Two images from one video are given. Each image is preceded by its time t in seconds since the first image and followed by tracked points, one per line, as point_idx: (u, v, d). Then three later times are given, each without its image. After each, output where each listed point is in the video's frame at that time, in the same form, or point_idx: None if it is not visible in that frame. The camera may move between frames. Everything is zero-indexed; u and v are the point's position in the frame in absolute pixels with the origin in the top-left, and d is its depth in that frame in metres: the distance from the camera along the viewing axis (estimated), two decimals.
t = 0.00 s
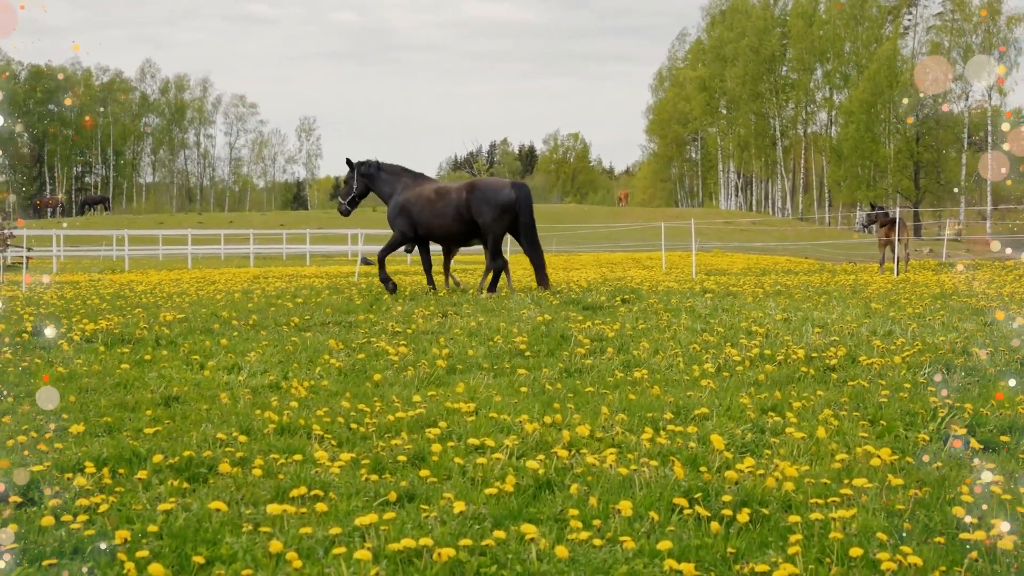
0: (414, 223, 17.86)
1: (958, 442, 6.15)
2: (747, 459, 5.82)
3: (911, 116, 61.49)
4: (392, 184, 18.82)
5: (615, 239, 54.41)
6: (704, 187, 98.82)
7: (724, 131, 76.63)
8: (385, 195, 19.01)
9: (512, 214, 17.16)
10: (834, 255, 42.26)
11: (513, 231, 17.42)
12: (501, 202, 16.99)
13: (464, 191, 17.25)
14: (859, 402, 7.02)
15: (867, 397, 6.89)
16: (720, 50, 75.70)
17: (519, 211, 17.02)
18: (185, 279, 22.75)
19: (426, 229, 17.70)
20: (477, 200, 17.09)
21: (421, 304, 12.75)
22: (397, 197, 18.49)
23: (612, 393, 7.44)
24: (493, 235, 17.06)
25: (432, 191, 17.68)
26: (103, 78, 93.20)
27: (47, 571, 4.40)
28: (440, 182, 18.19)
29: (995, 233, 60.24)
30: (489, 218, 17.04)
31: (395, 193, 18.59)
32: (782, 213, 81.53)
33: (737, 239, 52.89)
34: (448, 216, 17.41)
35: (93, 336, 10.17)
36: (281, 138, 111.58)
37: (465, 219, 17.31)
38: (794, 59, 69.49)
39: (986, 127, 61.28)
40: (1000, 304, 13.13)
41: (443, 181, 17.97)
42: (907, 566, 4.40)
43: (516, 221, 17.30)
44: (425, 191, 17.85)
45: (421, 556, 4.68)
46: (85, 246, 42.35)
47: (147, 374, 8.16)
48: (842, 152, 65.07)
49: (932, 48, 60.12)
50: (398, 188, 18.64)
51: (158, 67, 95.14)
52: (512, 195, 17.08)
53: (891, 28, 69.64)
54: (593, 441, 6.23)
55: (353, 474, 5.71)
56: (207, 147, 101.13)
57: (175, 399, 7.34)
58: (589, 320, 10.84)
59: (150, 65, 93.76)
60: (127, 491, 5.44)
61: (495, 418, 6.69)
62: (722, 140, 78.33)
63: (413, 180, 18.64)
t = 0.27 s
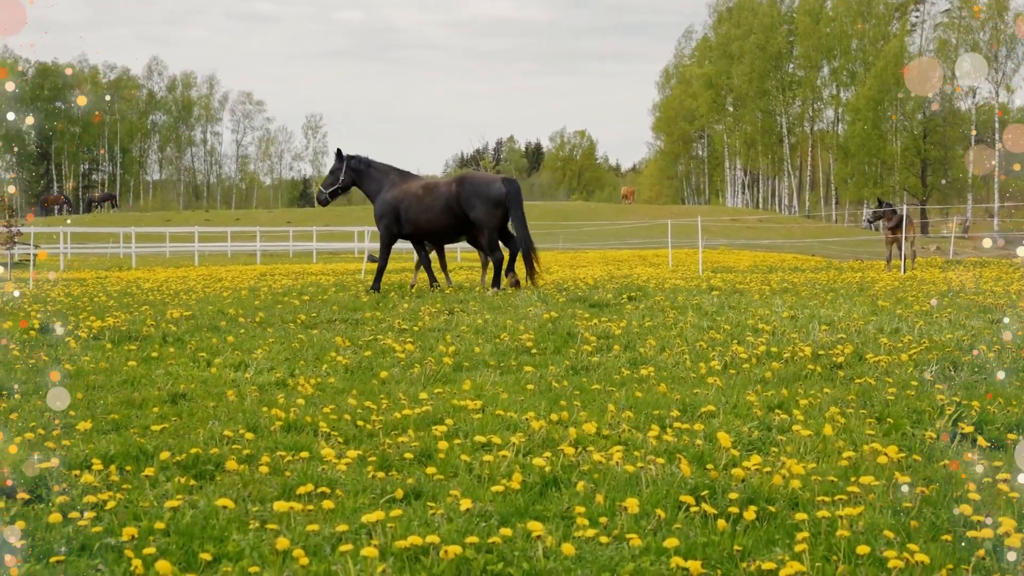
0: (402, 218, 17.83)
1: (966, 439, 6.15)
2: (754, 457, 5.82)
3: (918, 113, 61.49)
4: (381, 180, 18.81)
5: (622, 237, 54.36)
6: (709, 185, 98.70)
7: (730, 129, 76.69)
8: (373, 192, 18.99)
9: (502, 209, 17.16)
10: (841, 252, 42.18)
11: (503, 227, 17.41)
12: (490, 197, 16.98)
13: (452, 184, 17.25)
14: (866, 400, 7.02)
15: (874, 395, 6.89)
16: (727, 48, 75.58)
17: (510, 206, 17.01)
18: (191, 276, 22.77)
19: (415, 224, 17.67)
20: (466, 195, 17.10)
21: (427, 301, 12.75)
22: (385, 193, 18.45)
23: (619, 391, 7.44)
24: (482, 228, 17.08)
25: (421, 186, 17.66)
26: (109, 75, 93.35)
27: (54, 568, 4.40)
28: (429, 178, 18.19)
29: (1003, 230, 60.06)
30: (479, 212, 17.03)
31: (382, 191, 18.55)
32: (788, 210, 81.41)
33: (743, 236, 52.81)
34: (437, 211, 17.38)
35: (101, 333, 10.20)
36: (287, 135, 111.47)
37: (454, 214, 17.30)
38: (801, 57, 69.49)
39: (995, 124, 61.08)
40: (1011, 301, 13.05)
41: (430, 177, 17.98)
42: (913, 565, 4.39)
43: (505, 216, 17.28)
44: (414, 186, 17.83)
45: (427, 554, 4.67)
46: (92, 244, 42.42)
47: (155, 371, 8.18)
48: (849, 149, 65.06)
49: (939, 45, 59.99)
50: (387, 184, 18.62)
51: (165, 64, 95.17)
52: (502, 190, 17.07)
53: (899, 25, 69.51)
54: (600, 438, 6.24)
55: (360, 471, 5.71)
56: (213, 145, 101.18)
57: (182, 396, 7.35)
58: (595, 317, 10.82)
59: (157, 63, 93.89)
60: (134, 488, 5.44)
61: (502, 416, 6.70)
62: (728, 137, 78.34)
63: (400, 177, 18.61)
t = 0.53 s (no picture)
0: (390, 215, 17.69)
1: (972, 438, 6.15)
2: (761, 455, 5.82)
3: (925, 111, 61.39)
4: (365, 178, 18.57)
5: (627, 235, 54.33)
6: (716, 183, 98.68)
7: (736, 127, 76.82)
8: (356, 190, 18.77)
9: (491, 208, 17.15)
10: (846, 250, 42.11)
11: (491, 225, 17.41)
12: (480, 196, 16.96)
13: (441, 182, 17.19)
14: (873, 398, 7.01)
15: (881, 393, 6.89)
16: (733, 45, 75.50)
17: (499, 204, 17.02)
18: (198, 275, 22.81)
19: (402, 221, 17.53)
20: (455, 193, 17.04)
21: (433, 300, 12.74)
22: (371, 191, 18.28)
23: (625, 389, 7.43)
24: (471, 226, 17.05)
25: (409, 183, 17.53)
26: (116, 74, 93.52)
27: (64, 565, 4.40)
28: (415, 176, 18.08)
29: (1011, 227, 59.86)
30: (469, 211, 16.98)
31: (367, 189, 18.35)
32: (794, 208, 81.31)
33: (748, 235, 52.71)
34: (425, 208, 17.30)
35: (107, 332, 10.20)
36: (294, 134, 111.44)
37: (443, 211, 17.24)
38: (807, 54, 69.46)
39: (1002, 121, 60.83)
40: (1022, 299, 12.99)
41: (417, 174, 17.87)
42: (919, 564, 4.38)
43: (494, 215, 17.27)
44: (401, 184, 17.70)
45: (434, 552, 4.67)
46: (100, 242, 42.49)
47: (161, 369, 8.18)
48: (854, 147, 65.07)
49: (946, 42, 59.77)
50: (372, 181, 18.42)
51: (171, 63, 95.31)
52: (491, 189, 17.06)
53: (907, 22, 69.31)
54: (606, 437, 6.24)
55: (366, 469, 5.71)
56: (219, 143, 101.31)
57: (189, 395, 7.35)
58: (602, 316, 10.82)
59: (163, 61, 93.94)
60: (141, 486, 5.45)
61: (508, 414, 6.70)
62: (734, 135, 78.34)
63: (385, 174, 18.43)
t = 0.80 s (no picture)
0: (377, 216, 17.49)
1: (978, 437, 6.15)
2: (766, 454, 5.82)
3: (930, 110, 61.22)
4: (349, 178, 18.35)
5: (633, 234, 54.28)
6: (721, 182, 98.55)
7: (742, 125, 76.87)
8: (340, 189, 18.53)
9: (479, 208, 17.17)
10: (852, 249, 42.03)
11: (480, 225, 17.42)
12: (469, 195, 16.95)
13: (430, 183, 17.12)
14: (878, 397, 7.02)
15: (886, 392, 6.89)
16: (738, 44, 75.42)
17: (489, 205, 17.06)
18: (203, 273, 22.83)
19: (390, 223, 17.37)
20: (445, 193, 16.99)
21: (438, 299, 12.73)
22: (356, 191, 18.06)
23: (630, 388, 7.44)
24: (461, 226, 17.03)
25: (396, 184, 17.37)
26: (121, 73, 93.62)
27: (71, 564, 4.41)
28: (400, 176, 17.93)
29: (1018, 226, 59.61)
30: (458, 211, 16.96)
31: (353, 190, 18.13)
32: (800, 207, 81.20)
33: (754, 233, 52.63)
34: (415, 209, 17.17)
35: (114, 330, 10.21)
36: (299, 133, 111.36)
37: (431, 212, 17.15)
38: (812, 53, 69.42)
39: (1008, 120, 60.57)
40: None
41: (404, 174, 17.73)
42: (926, 562, 4.38)
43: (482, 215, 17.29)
44: (388, 185, 17.53)
45: (440, 551, 4.67)
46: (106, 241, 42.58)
47: (167, 368, 8.20)
48: (859, 145, 65.03)
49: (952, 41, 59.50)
50: (356, 182, 18.21)
51: (177, 62, 95.38)
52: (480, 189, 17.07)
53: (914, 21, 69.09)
54: (612, 436, 6.24)
55: (372, 468, 5.72)
56: (224, 142, 101.38)
57: (195, 393, 7.36)
58: (607, 315, 10.81)
59: (169, 60, 94.10)
60: (147, 485, 5.46)
61: (513, 413, 6.70)
62: (739, 134, 78.32)
63: (371, 175, 18.24)
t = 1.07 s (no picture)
0: (364, 216, 17.30)
1: (983, 436, 6.16)
2: (771, 454, 5.82)
3: (936, 109, 61.04)
4: (333, 178, 18.14)
5: (638, 233, 54.25)
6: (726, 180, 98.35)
7: (747, 124, 76.91)
8: (324, 190, 18.28)
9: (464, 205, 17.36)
10: (858, 249, 42.03)
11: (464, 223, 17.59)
12: (456, 193, 17.12)
13: (416, 181, 17.16)
14: (883, 397, 7.02)
15: (892, 391, 6.90)
16: (743, 43, 75.29)
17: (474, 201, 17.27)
18: (208, 272, 22.88)
19: (378, 222, 17.22)
20: (431, 191, 17.08)
21: (443, 298, 12.72)
22: (340, 191, 17.86)
23: (634, 387, 7.45)
24: (448, 224, 17.14)
25: (382, 183, 17.29)
26: (126, 72, 93.75)
27: (77, 561, 4.42)
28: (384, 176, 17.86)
29: None
30: (445, 208, 17.10)
31: (339, 191, 17.92)
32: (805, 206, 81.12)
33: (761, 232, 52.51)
34: (402, 208, 17.12)
35: (119, 329, 10.22)
36: (303, 132, 111.42)
37: (418, 210, 17.17)
38: (818, 52, 69.32)
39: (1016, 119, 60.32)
40: None
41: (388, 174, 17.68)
42: (931, 562, 4.38)
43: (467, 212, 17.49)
44: (374, 184, 17.40)
45: (445, 550, 4.67)
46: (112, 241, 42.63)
47: (172, 367, 8.22)
48: (865, 144, 64.95)
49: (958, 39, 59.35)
50: (340, 182, 18.04)
51: (182, 61, 95.46)
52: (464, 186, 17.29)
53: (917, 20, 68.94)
54: (617, 435, 6.25)
55: (377, 467, 5.72)
56: (229, 142, 101.58)
57: (200, 392, 7.37)
58: (612, 314, 10.81)
59: (175, 60, 94.25)
60: (152, 483, 5.46)
61: (518, 412, 6.72)
62: (744, 133, 78.25)
63: (355, 176, 18.09)
